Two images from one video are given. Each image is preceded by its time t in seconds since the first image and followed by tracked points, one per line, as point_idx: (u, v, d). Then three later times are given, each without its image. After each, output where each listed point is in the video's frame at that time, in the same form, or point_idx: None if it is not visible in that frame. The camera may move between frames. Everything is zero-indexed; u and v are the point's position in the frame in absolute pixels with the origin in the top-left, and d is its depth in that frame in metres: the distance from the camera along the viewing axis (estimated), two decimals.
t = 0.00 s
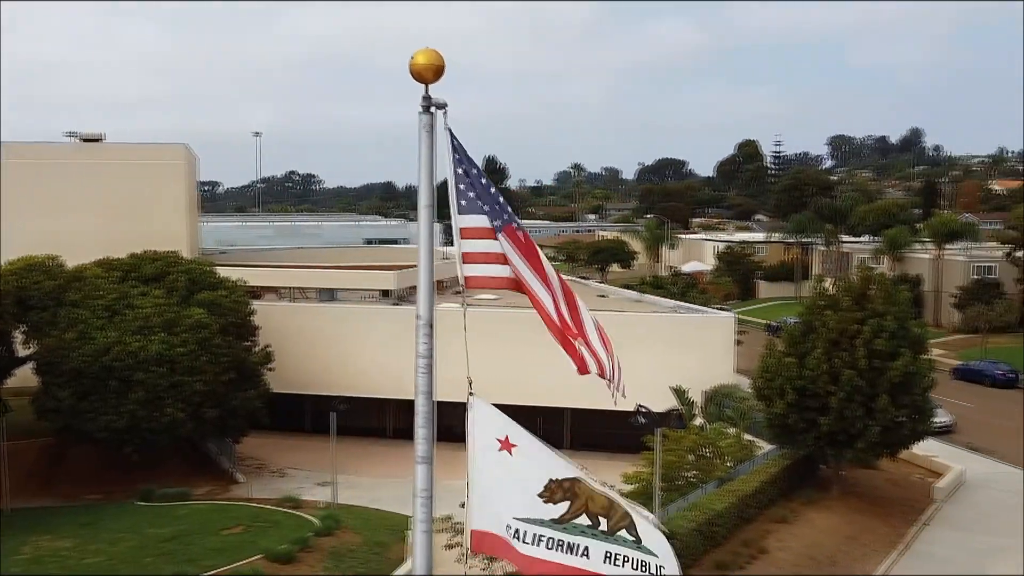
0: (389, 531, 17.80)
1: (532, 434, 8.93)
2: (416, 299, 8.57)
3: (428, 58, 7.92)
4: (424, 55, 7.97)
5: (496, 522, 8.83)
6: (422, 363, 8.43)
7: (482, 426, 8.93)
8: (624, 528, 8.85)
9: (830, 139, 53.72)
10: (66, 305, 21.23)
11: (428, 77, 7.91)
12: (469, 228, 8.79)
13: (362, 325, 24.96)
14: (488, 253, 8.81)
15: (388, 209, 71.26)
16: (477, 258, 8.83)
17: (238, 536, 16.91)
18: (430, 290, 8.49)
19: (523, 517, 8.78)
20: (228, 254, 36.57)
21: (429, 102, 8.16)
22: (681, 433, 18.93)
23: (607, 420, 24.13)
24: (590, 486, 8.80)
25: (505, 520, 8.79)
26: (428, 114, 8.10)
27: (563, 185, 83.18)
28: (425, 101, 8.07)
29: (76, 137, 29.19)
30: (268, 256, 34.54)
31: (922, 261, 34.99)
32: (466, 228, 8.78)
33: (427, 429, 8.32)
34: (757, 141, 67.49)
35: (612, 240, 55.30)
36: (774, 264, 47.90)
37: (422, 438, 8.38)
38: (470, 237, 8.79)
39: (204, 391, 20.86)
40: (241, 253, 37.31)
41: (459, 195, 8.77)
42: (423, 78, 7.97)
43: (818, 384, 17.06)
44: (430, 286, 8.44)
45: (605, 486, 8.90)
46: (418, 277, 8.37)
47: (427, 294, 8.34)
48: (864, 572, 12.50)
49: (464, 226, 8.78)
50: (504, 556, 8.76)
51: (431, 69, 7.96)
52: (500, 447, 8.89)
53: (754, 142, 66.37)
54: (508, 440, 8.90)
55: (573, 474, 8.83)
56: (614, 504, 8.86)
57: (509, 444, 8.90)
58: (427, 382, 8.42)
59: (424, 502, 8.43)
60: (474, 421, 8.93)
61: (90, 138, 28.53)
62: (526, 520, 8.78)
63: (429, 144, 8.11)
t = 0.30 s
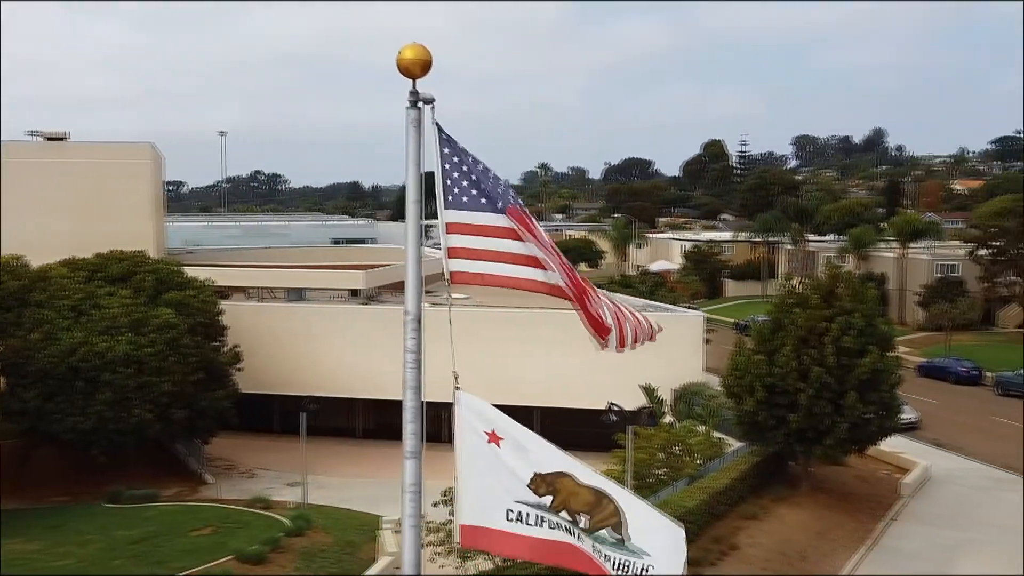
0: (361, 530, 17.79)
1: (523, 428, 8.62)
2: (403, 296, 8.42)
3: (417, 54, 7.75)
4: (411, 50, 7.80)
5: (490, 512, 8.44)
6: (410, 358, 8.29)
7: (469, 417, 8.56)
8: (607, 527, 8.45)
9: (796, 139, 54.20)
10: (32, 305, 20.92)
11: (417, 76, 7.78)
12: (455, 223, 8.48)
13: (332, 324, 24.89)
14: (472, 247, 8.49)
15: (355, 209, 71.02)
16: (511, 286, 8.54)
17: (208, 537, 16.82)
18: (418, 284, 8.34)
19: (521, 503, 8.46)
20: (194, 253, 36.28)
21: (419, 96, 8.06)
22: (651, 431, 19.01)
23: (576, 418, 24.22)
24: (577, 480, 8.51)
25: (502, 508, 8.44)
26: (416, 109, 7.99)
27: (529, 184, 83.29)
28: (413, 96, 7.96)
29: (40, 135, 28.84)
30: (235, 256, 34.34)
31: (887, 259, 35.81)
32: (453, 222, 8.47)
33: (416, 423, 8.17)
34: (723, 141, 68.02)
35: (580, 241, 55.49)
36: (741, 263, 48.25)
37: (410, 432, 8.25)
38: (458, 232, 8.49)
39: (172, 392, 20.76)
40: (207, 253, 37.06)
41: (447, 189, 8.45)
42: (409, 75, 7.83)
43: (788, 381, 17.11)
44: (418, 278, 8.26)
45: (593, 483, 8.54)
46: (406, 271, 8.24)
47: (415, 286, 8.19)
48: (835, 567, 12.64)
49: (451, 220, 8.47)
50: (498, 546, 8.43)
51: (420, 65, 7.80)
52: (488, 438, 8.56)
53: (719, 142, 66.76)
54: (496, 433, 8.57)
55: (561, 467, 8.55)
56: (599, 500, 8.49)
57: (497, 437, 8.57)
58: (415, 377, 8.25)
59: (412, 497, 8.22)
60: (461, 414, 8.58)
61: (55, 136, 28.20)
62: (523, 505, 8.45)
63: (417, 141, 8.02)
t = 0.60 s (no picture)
0: (332, 530, 17.74)
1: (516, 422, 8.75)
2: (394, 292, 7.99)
3: (407, 50, 7.54)
4: (400, 47, 7.60)
5: (484, 507, 8.69)
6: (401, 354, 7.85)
7: (462, 412, 8.71)
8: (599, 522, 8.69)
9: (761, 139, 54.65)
10: None
11: (405, 73, 7.59)
12: (446, 219, 8.29)
13: (300, 324, 24.80)
14: (469, 244, 8.33)
15: (320, 208, 70.70)
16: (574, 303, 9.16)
17: (177, 538, 16.70)
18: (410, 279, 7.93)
19: (512, 497, 8.67)
20: (159, 253, 35.99)
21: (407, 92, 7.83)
22: (621, 430, 19.06)
23: (547, 417, 24.19)
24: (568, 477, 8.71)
25: (492, 505, 8.69)
26: (405, 107, 7.79)
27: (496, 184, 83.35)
28: (402, 93, 7.76)
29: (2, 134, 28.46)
30: (201, 256, 34.09)
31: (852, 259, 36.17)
32: (444, 219, 8.28)
33: (407, 419, 7.80)
34: (689, 141, 68.47)
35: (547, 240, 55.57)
36: (709, 262, 48.51)
37: (401, 428, 7.87)
38: (448, 227, 8.29)
39: (139, 392, 20.58)
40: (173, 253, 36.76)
41: (439, 185, 8.25)
42: (398, 72, 7.61)
43: (758, 379, 17.09)
44: (409, 275, 7.88)
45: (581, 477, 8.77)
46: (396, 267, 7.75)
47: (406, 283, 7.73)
48: (806, 562, 12.77)
49: (441, 216, 8.27)
50: (492, 541, 8.68)
51: (409, 61, 7.59)
52: (483, 434, 8.72)
53: (686, 142, 67.18)
54: (490, 428, 8.71)
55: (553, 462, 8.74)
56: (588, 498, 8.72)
57: (491, 431, 8.72)
58: (405, 374, 7.83)
59: (401, 493, 7.97)
60: (455, 411, 8.72)
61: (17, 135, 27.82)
62: (515, 500, 8.68)
63: (407, 136, 7.82)
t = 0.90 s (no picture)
0: (302, 531, 17.67)
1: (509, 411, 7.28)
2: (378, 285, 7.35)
3: (396, 46, 6.62)
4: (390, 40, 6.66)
5: (475, 510, 7.23)
6: (388, 348, 7.33)
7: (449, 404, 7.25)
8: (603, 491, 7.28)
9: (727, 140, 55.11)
10: None
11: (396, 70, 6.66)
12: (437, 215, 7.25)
13: (268, 324, 24.63)
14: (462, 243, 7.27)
15: (287, 208, 70.44)
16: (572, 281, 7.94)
17: (146, 541, 16.55)
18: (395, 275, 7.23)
19: (505, 495, 7.22)
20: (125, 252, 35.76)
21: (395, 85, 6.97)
22: (591, 428, 19.11)
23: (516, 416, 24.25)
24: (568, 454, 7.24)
25: (482, 499, 7.23)
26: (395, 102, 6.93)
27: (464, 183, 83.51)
28: (392, 88, 6.86)
29: None
30: (167, 256, 33.87)
31: (818, 258, 36.55)
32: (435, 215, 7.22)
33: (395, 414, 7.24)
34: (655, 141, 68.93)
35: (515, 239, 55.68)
36: (676, 261, 48.84)
37: (389, 423, 7.33)
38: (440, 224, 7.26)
39: (106, 393, 20.36)
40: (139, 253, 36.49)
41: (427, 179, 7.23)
42: (385, 67, 6.68)
43: (727, 376, 17.16)
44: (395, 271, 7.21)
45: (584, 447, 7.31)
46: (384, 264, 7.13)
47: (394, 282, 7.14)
48: (777, 559, 12.84)
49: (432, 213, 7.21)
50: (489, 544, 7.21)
51: (398, 56, 6.66)
52: (471, 429, 7.26)
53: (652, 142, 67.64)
54: (480, 422, 7.27)
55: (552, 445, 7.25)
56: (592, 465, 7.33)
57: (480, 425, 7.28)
58: (394, 370, 7.30)
59: (391, 489, 7.37)
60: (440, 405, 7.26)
61: None
62: (509, 497, 7.23)
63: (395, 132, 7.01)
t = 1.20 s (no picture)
0: (272, 531, 17.61)
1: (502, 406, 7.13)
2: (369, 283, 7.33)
3: (385, 43, 6.61)
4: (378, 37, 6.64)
5: (465, 504, 7.08)
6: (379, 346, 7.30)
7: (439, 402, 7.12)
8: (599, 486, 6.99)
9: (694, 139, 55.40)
10: None
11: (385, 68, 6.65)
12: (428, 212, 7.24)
13: (237, 324, 24.45)
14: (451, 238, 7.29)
15: (253, 207, 69.90)
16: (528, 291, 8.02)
17: (115, 543, 16.42)
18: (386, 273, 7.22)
19: (498, 489, 7.07)
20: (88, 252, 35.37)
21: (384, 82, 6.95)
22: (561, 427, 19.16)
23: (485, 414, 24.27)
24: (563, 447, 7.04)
25: (477, 494, 7.10)
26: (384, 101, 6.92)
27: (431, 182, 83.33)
28: (380, 86, 6.85)
29: None
30: (132, 256, 33.54)
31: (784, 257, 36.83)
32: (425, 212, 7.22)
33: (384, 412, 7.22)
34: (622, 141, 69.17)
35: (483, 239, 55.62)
36: (643, 260, 49.00)
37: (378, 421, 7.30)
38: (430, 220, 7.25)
39: (73, 394, 20.16)
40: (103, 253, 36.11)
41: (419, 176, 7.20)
42: (373, 66, 6.68)
43: (697, 375, 17.26)
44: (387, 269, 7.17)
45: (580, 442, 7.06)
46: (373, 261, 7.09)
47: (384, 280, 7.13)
48: (748, 556, 12.96)
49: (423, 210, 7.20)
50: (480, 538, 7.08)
51: (387, 55, 6.65)
52: (461, 425, 7.12)
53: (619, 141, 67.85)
54: (470, 419, 7.12)
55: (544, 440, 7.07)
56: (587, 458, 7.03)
57: (472, 422, 7.12)
58: (384, 368, 7.28)
59: (382, 486, 7.34)
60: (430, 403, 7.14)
61: None
62: (501, 491, 7.07)
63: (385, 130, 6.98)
